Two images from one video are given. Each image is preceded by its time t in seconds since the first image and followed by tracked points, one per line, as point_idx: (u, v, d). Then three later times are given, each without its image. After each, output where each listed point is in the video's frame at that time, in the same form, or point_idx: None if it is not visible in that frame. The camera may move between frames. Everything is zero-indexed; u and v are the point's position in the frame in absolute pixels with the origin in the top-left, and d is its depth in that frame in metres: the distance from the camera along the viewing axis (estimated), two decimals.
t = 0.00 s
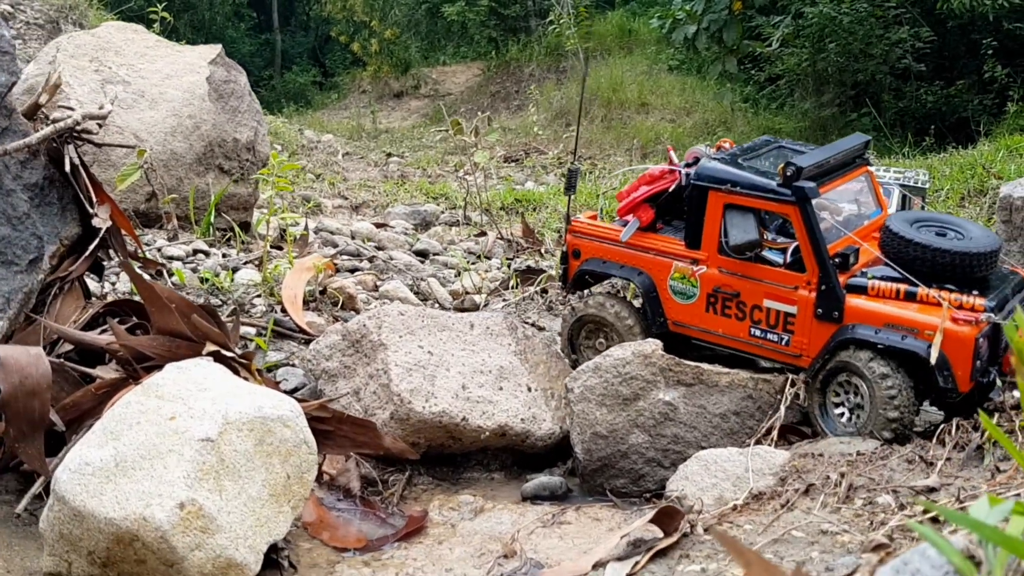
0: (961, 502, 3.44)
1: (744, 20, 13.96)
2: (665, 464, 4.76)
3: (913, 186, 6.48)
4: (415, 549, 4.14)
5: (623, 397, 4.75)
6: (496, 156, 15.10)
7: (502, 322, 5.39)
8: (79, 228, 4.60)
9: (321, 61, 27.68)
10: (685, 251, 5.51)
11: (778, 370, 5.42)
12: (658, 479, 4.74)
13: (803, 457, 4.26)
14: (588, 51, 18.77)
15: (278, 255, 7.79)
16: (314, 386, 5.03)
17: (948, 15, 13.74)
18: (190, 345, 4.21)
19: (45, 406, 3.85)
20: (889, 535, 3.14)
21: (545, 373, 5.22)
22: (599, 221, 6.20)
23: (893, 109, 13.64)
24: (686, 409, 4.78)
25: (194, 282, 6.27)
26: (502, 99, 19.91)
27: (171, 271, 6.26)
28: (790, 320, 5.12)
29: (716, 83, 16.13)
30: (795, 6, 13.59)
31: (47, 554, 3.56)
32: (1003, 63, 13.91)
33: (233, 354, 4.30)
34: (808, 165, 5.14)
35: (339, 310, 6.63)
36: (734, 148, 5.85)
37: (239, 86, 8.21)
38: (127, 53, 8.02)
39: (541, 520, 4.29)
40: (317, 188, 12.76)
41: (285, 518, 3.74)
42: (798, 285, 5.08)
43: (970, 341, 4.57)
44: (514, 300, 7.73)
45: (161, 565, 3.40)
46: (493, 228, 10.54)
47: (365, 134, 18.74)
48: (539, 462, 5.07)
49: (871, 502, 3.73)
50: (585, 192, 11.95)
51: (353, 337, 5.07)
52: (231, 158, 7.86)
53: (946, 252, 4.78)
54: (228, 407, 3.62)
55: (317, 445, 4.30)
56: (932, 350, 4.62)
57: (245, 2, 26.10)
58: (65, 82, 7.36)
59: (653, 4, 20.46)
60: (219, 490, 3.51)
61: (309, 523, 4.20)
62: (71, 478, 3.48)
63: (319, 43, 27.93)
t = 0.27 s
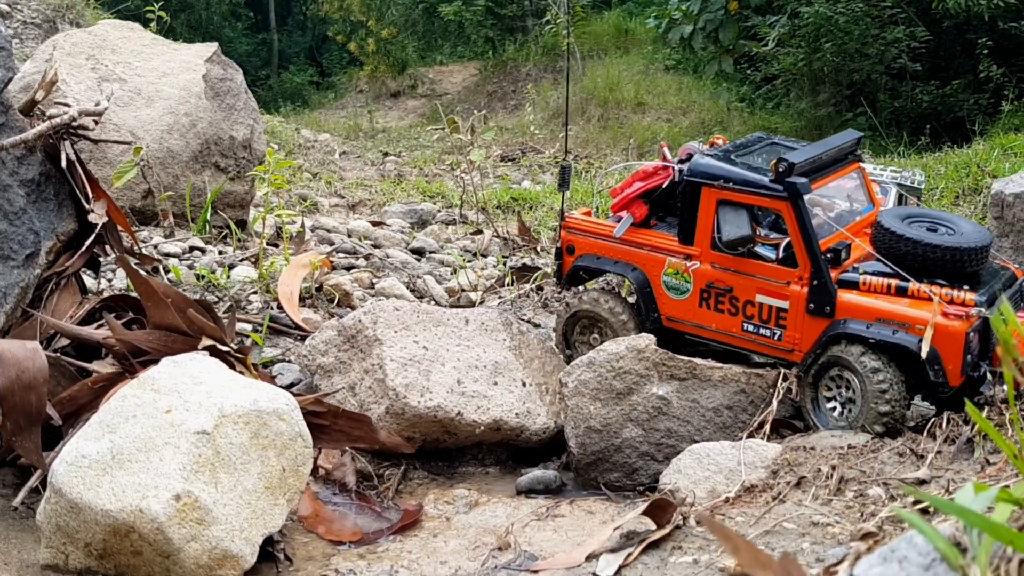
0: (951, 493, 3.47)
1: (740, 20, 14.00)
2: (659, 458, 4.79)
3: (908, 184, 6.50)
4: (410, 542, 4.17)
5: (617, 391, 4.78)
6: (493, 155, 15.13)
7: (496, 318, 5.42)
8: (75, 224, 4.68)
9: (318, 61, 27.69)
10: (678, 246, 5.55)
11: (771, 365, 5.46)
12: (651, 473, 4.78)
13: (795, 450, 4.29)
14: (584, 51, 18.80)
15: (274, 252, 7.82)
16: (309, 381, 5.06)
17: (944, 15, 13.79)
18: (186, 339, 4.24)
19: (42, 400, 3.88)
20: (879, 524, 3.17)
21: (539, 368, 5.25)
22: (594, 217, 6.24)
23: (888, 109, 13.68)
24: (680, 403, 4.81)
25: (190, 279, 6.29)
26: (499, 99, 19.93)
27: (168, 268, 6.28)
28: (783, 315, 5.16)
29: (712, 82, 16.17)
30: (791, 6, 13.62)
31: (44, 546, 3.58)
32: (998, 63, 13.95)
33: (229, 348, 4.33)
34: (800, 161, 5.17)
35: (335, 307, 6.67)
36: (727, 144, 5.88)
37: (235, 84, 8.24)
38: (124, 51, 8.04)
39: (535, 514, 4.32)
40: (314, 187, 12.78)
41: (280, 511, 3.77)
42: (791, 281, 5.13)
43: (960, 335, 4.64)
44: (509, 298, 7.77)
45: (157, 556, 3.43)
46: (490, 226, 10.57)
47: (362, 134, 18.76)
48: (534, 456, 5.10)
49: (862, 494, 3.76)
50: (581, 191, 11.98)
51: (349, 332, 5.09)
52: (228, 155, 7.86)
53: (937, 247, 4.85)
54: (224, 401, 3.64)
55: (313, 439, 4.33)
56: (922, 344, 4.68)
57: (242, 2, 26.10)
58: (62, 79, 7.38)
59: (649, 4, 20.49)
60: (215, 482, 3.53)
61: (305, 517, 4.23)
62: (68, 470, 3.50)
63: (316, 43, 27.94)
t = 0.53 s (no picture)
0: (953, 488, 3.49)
1: (740, 20, 14.03)
2: (661, 455, 4.81)
3: (910, 184, 6.51)
4: (414, 538, 4.19)
5: (619, 388, 4.81)
6: (493, 155, 15.15)
7: (499, 316, 5.44)
8: (80, 222, 4.71)
9: (318, 61, 27.71)
10: (680, 244, 5.58)
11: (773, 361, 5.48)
12: (654, 469, 4.79)
13: (797, 446, 4.31)
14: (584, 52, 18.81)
15: (276, 251, 7.84)
16: (313, 379, 5.08)
17: (943, 15, 13.82)
18: (190, 337, 4.26)
19: (48, 397, 3.89)
20: (882, 517, 3.18)
21: (542, 366, 5.27)
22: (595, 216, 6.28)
23: (888, 109, 13.70)
24: (682, 400, 4.84)
25: (193, 277, 6.31)
26: (499, 99, 19.96)
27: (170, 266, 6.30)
28: (785, 312, 5.19)
29: (711, 82, 16.20)
30: (791, 6, 13.64)
31: (51, 541, 3.60)
32: (997, 63, 13.99)
33: (234, 345, 4.34)
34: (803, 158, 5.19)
35: (338, 306, 6.69)
36: (729, 141, 5.89)
37: (237, 83, 8.26)
38: (125, 51, 8.06)
39: (539, 510, 4.34)
40: (315, 187, 12.80)
41: (285, 507, 3.78)
42: (793, 278, 5.16)
43: (962, 332, 4.66)
44: (511, 296, 7.79)
45: (164, 551, 3.44)
46: (491, 225, 10.59)
47: (362, 134, 18.78)
48: (537, 453, 5.12)
49: (864, 489, 3.77)
50: (582, 191, 12.00)
51: (352, 330, 5.11)
52: (229, 155, 7.91)
53: (938, 244, 4.86)
54: (230, 396, 3.66)
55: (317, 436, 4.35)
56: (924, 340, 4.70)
57: (242, 2, 26.11)
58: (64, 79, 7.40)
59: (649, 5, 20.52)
60: (222, 478, 3.55)
61: (309, 514, 4.25)
62: (75, 466, 3.52)
63: (316, 43, 27.95)
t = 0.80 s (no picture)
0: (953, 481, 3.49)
1: (737, 20, 14.04)
2: (661, 450, 4.81)
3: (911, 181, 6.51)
4: (414, 533, 4.19)
5: (619, 383, 4.81)
6: (492, 155, 15.15)
7: (499, 312, 5.44)
8: (80, 219, 4.71)
9: (316, 62, 27.71)
10: (707, 228, 5.82)
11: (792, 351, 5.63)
12: (653, 465, 4.79)
13: (797, 441, 4.31)
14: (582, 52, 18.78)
15: (275, 250, 7.84)
16: (312, 375, 5.08)
17: (940, 14, 13.84)
18: (190, 332, 4.26)
19: (48, 393, 3.89)
20: (883, 510, 3.19)
21: (541, 362, 5.27)
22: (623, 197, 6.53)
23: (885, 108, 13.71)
24: (681, 396, 4.84)
25: (192, 275, 6.31)
26: (497, 99, 19.96)
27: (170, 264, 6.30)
28: (809, 298, 5.36)
29: (710, 82, 16.21)
30: (788, 6, 13.65)
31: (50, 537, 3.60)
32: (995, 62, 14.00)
33: (233, 341, 4.33)
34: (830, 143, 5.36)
35: (337, 303, 6.70)
36: (760, 124, 6.09)
37: (236, 82, 8.26)
38: (124, 50, 8.06)
39: (539, 505, 4.34)
40: (313, 187, 12.80)
41: (286, 502, 3.78)
42: (818, 264, 5.32)
43: (989, 322, 4.68)
44: (511, 294, 7.79)
45: (164, 546, 3.44)
46: (490, 224, 10.59)
47: (361, 134, 18.78)
48: (537, 449, 5.12)
49: (864, 483, 3.77)
50: (580, 190, 12.00)
51: (352, 327, 5.11)
52: (228, 154, 7.93)
53: (968, 232, 4.91)
54: (230, 392, 3.67)
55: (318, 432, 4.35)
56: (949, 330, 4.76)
57: (240, 3, 26.11)
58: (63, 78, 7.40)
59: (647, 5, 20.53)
60: (221, 473, 3.55)
61: (309, 510, 4.26)
62: (75, 461, 3.52)
63: (315, 44, 27.95)
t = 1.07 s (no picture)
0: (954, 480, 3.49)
1: (736, 21, 14.06)
2: (661, 449, 4.81)
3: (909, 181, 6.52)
4: (415, 533, 4.19)
5: (620, 382, 4.82)
6: (491, 156, 15.17)
7: (499, 312, 5.45)
8: (80, 220, 4.70)
9: (315, 63, 27.71)
10: (710, 238, 5.86)
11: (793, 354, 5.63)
12: (654, 464, 4.79)
13: (797, 440, 4.32)
14: (580, 53, 18.77)
15: (275, 250, 7.85)
16: (313, 376, 5.09)
17: (938, 14, 13.87)
18: (191, 333, 4.26)
19: (49, 393, 3.90)
20: (883, 509, 3.19)
21: (542, 361, 5.27)
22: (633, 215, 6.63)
23: (883, 108, 13.72)
24: (682, 395, 4.85)
25: (192, 275, 6.31)
26: (496, 100, 19.97)
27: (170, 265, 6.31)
28: (810, 301, 5.36)
29: (708, 83, 16.23)
30: (786, 6, 13.67)
31: (52, 537, 3.61)
32: (992, 62, 14.03)
33: (234, 341, 4.33)
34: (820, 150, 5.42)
35: (337, 304, 6.70)
36: (762, 135, 6.15)
37: (235, 83, 8.27)
38: (124, 51, 8.06)
39: (540, 504, 4.35)
40: (313, 188, 12.81)
41: (287, 502, 3.78)
42: (816, 267, 5.32)
43: (984, 318, 4.64)
44: (511, 294, 7.79)
45: (166, 545, 3.45)
46: (489, 225, 10.60)
47: (360, 135, 18.79)
48: (538, 449, 5.13)
49: (864, 482, 3.78)
50: (580, 191, 12.01)
51: (352, 327, 5.11)
52: (228, 154, 7.92)
53: (962, 229, 4.89)
54: (231, 392, 3.67)
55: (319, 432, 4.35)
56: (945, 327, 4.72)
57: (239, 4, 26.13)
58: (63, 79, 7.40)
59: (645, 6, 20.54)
60: (223, 473, 3.55)
61: (310, 510, 4.25)
62: (76, 461, 3.53)
63: (314, 45, 27.96)
